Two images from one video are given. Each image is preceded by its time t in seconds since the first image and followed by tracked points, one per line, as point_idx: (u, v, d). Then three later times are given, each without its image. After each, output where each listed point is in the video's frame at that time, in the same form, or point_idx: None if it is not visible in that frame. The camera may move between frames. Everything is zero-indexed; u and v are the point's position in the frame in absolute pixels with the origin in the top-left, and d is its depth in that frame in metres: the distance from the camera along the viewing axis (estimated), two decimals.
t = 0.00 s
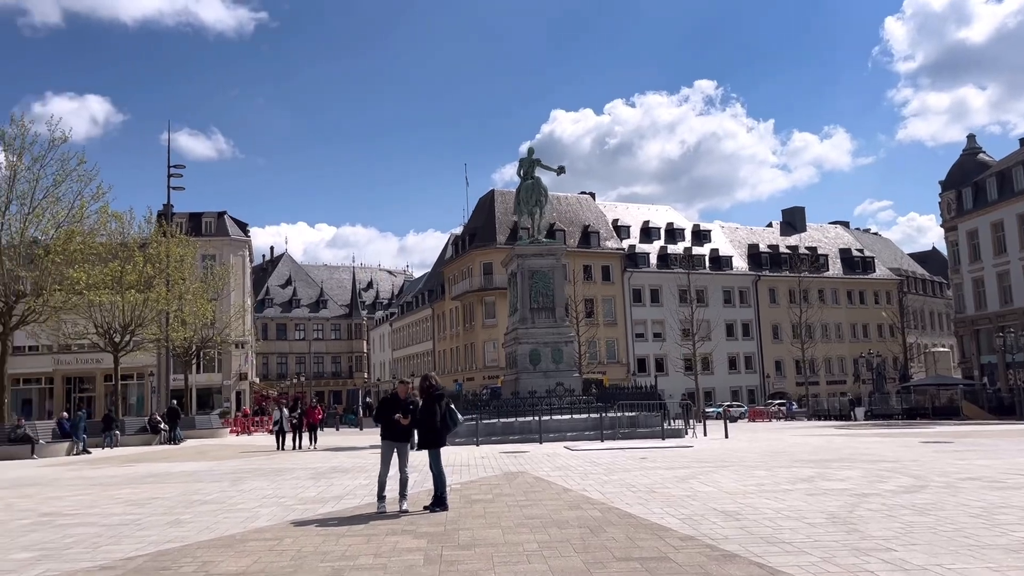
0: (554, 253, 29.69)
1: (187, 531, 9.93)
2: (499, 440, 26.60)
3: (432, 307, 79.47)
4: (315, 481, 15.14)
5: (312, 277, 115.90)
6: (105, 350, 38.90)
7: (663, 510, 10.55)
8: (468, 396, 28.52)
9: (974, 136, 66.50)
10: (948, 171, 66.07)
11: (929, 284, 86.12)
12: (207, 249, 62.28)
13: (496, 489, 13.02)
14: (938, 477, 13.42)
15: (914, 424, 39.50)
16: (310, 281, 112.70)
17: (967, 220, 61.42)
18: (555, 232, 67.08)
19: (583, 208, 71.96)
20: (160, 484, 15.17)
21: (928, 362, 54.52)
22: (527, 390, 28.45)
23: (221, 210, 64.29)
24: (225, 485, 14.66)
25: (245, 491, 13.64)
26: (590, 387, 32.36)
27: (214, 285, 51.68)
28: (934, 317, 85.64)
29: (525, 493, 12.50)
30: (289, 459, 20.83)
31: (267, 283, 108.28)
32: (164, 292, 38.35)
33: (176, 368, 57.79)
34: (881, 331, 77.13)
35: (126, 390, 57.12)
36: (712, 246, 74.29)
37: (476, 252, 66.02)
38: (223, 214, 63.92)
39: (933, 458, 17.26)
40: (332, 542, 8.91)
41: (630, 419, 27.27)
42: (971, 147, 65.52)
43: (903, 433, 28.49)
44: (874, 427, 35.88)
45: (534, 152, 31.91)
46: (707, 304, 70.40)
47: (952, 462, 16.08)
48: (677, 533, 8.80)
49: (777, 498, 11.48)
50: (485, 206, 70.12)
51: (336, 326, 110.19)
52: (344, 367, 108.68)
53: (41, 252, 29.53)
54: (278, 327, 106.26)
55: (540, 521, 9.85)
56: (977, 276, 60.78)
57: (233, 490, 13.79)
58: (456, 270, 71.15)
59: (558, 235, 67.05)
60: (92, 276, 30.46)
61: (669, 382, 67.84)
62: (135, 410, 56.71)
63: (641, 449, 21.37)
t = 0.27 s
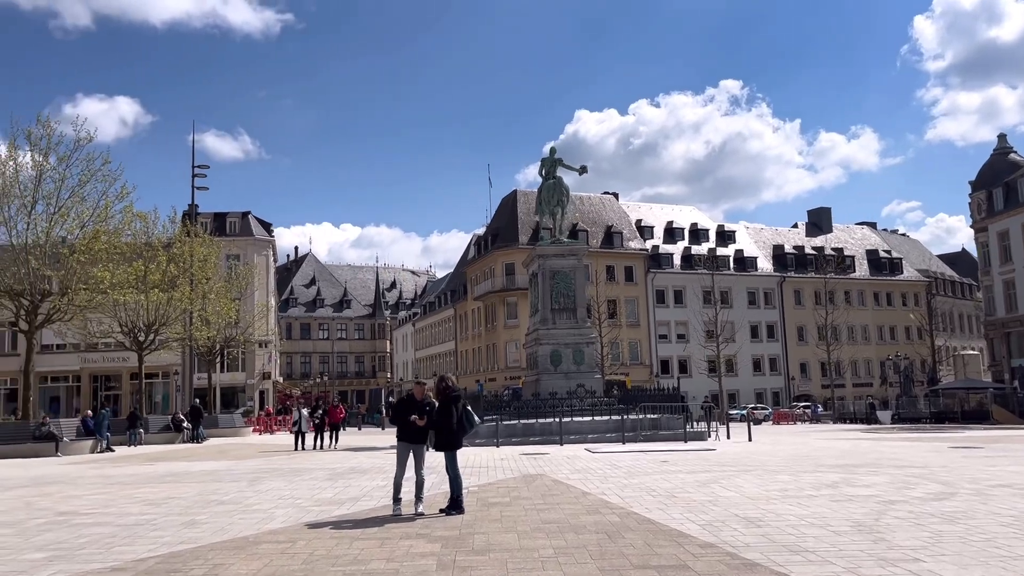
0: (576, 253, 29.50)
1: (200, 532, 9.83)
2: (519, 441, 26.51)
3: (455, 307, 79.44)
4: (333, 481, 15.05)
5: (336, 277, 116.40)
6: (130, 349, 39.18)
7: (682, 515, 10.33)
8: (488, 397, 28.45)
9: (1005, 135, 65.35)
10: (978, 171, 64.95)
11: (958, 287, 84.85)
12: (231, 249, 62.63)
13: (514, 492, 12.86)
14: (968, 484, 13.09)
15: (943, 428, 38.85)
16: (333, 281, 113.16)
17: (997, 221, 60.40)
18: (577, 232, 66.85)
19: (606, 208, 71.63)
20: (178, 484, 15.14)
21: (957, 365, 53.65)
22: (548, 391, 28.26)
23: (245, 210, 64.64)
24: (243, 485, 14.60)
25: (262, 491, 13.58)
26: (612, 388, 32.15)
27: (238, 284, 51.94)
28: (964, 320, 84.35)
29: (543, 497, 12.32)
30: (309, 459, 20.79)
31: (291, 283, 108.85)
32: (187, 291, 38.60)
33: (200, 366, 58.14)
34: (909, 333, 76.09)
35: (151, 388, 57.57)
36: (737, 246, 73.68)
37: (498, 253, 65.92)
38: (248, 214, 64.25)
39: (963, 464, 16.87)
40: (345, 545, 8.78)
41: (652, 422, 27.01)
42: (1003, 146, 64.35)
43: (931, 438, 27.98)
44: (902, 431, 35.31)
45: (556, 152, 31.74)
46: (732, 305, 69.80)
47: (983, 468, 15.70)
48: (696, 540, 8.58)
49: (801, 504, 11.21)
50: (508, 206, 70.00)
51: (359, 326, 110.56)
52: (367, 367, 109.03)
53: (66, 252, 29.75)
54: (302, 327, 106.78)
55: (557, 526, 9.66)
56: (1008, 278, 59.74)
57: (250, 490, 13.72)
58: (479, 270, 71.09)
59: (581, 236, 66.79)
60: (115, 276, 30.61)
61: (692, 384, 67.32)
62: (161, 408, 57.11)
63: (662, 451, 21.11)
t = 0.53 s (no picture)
0: (591, 254, 29.32)
1: (203, 532, 9.69)
2: (532, 443, 26.37)
3: (471, 308, 79.36)
4: (342, 482, 14.91)
5: (353, 278, 116.73)
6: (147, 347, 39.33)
7: (694, 520, 10.10)
8: (501, 399, 28.34)
9: None
10: (1001, 174, 64.11)
11: (980, 290, 83.83)
12: (249, 249, 62.83)
13: (523, 495, 12.67)
14: (989, 491, 12.79)
15: (964, 433, 38.28)
16: (350, 281, 113.44)
17: (1020, 224, 59.60)
18: (594, 234, 66.63)
19: (623, 210, 71.35)
20: (188, 482, 15.05)
21: (979, 370, 52.95)
22: (561, 393, 28.07)
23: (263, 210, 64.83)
24: (251, 485, 14.49)
25: (270, 491, 13.46)
26: (627, 391, 31.92)
27: (255, 285, 52.07)
28: (986, 324, 83.33)
29: (553, 500, 12.12)
30: (320, 459, 20.69)
31: (309, 284, 109.21)
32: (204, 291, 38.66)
33: (217, 366, 58.37)
34: (929, 337, 75.24)
35: (169, 387, 57.84)
36: (755, 249, 73.17)
37: (513, 254, 65.79)
38: (265, 214, 64.46)
39: (983, 470, 16.52)
40: (348, 547, 8.62)
41: (667, 425, 26.77)
42: None
43: (952, 443, 27.53)
44: (921, 436, 34.85)
45: (572, 153, 31.56)
46: (749, 308, 69.30)
47: (1004, 475, 15.37)
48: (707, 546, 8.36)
49: (817, 509, 10.95)
50: (524, 207, 69.86)
51: (376, 327, 110.76)
52: (383, 368, 109.19)
53: (84, 251, 29.83)
54: (320, 327, 107.08)
55: (565, 529, 9.47)
56: None
57: (258, 490, 13.61)
58: (495, 271, 70.98)
59: (597, 238, 66.58)
60: (132, 275, 30.64)
61: (709, 387, 66.86)
62: (178, 407, 57.35)
63: (677, 455, 20.86)
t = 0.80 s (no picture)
0: (597, 258, 29.14)
1: (194, 537, 9.50)
2: (537, 448, 26.20)
3: (479, 311, 79.15)
4: (341, 486, 14.73)
5: (362, 280, 116.76)
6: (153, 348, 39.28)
7: (696, 530, 9.87)
8: (507, 403, 28.18)
9: None
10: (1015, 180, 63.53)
11: (993, 297, 83.12)
12: (258, 250, 62.85)
13: (523, 502, 12.45)
14: (999, 502, 12.53)
15: (976, 441, 37.89)
16: (359, 284, 113.44)
17: None
18: (603, 237, 66.49)
19: (632, 213, 71.09)
20: (185, 485, 14.89)
21: (992, 377, 52.42)
22: (567, 397, 27.86)
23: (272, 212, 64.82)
24: (249, 488, 14.32)
25: (267, 495, 13.29)
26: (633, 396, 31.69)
27: (263, 287, 52.03)
28: (999, 330, 82.61)
29: (553, 507, 11.90)
30: (323, 462, 20.53)
31: (318, 285, 109.24)
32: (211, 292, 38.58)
33: (224, 367, 58.34)
34: (941, 344, 74.59)
35: (177, 388, 57.84)
36: (765, 253, 72.76)
37: (522, 257, 65.61)
38: (274, 216, 64.46)
39: (994, 480, 16.22)
40: (338, 554, 8.40)
41: (673, 431, 26.54)
42: None
43: (962, 451, 27.19)
44: (932, 444, 34.43)
45: (579, 155, 31.35)
46: (759, 313, 68.88)
47: (1014, 485, 15.08)
48: (706, 558, 8.13)
49: (821, 520, 10.70)
50: (533, 210, 69.69)
51: (384, 329, 110.68)
52: (392, 370, 109.15)
53: (89, 251, 29.77)
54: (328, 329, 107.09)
55: (562, 539, 9.26)
56: None
57: (255, 493, 13.45)
58: (503, 274, 70.79)
59: (606, 241, 66.38)
60: (137, 276, 30.56)
61: (718, 392, 66.45)
62: (186, 409, 57.32)
63: (683, 462, 20.61)
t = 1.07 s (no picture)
0: (597, 259, 29.00)
1: (178, 540, 9.33)
2: (534, 450, 26.04)
3: (480, 313, 78.95)
4: (333, 488, 14.56)
5: (364, 281, 116.66)
6: (152, 348, 39.16)
7: (688, 535, 9.71)
8: (504, 405, 28.00)
9: None
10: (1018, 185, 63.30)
11: (996, 302, 82.84)
12: (258, 251, 62.76)
13: (516, 505, 12.30)
14: (998, 509, 12.36)
15: (977, 447, 37.67)
16: (361, 285, 113.32)
17: None
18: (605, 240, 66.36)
19: (634, 216, 70.92)
20: (176, 486, 14.72)
21: (994, 382, 52.18)
22: (565, 400, 27.70)
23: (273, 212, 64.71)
24: (240, 489, 14.15)
25: (257, 496, 13.12)
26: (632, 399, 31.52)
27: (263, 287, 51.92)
28: (1001, 336, 82.32)
29: (546, 511, 11.73)
30: (317, 464, 20.35)
31: (319, 287, 109.13)
32: (209, 291, 38.47)
33: (224, 367, 58.21)
34: (943, 349, 74.33)
35: (176, 388, 57.70)
36: (767, 257, 72.54)
37: (523, 259, 65.48)
38: (275, 216, 64.35)
39: (994, 486, 16.05)
40: (322, 559, 8.24)
41: (671, 434, 26.36)
42: None
43: (963, 457, 27.01)
44: (933, 450, 34.21)
45: (579, 157, 31.20)
46: (761, 317, 68.67)
47: (1014, 492, 14.90)
48: (697, 564, 7.97)
49: (818, 526, 10.52)
50: (534, 212, 69.55)
51: (385, 330, 110.52)
52: (393, 372, 109.01)
53: (87, 250, 29.62)
54: (330, 330, 107.00)
55: (552, 544, 9.10)
56: None
57: (246, 495, 13.29)
58: (504, 276, 70.64)
59: (608, 243, 66.24)
60: (135, 274, 30.40)
61: (719, 396, 66.24)
62: (186, 409, 57.17)
63: (680, 465, 20.43)
